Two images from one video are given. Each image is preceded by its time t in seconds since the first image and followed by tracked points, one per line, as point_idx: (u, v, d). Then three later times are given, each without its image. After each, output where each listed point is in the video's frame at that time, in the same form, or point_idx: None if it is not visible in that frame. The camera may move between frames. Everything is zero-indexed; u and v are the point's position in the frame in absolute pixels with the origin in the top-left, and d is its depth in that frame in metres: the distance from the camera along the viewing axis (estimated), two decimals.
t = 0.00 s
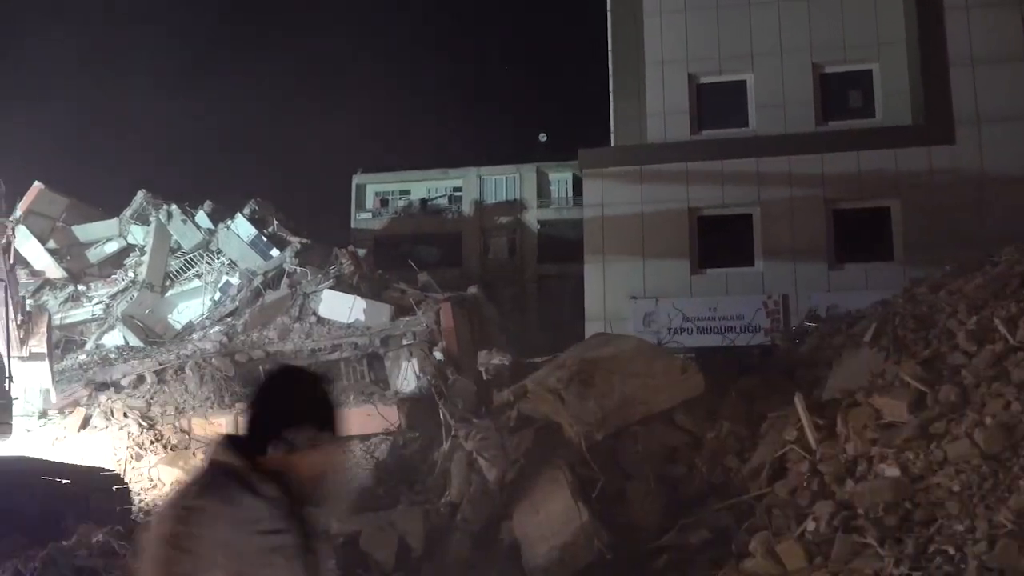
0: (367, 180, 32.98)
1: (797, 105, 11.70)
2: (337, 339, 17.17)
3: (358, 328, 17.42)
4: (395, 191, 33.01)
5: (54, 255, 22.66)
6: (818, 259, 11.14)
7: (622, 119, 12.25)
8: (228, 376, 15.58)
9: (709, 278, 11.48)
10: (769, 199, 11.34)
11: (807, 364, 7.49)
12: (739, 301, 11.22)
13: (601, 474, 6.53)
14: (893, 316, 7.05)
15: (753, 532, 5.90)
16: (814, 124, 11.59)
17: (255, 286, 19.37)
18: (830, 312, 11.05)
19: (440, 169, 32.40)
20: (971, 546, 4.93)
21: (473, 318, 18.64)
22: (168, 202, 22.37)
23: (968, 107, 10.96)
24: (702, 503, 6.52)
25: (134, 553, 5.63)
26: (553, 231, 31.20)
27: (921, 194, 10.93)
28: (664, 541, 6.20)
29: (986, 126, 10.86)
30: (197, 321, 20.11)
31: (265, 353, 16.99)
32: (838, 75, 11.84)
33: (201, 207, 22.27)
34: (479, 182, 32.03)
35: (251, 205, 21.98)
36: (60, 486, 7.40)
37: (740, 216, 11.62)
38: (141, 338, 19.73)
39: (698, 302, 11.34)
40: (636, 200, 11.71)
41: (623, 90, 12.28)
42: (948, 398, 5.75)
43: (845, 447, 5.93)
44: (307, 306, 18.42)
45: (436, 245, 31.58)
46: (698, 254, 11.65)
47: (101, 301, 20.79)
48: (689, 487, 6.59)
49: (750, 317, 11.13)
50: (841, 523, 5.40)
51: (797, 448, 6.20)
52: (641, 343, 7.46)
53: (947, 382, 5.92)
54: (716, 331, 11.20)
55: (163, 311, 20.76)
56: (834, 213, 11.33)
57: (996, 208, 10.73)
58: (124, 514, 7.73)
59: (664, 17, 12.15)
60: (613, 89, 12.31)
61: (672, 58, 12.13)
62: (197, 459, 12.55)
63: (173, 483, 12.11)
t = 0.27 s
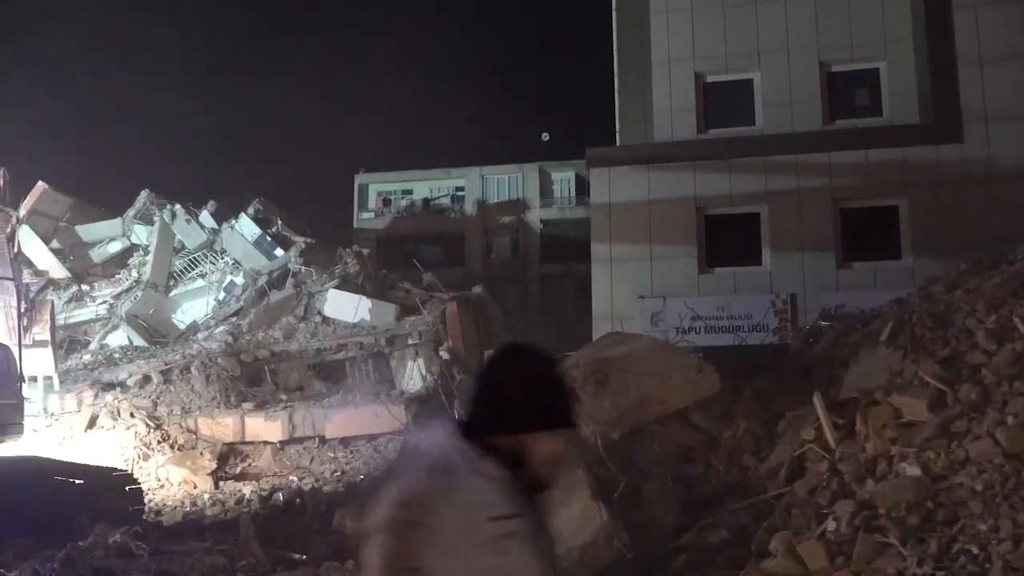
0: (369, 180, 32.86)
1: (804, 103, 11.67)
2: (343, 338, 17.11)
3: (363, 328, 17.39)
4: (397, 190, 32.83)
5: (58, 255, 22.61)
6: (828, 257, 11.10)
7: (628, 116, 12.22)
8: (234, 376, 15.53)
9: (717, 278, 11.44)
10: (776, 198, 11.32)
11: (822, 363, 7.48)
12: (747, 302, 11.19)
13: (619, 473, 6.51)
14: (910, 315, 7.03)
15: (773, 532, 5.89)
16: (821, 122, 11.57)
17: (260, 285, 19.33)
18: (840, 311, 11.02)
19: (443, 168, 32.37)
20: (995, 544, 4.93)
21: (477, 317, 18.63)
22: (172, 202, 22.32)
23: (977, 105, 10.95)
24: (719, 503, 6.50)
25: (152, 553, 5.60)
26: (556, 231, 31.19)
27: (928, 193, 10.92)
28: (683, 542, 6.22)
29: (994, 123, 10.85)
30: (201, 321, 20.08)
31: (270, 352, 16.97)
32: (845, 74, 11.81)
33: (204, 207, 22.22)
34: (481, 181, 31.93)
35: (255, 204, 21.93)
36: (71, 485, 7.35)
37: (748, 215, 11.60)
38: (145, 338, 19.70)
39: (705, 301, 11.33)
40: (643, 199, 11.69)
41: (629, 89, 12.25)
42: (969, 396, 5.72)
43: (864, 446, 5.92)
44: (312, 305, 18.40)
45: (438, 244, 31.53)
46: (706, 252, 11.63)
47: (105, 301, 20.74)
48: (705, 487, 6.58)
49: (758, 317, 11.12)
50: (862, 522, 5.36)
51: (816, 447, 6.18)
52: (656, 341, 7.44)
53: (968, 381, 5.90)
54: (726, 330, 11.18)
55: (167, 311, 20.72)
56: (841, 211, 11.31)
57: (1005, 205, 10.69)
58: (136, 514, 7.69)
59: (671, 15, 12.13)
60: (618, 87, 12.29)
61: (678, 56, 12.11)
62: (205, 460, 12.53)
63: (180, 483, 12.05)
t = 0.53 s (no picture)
0: (375, 179, 32.97)
1: (814, 102, 11.65)
2: (353, 338, 17.06)
3: (372, 328, 17.37)
4: (403, 190, 33.03)
5: (65, 255, 22.59)
6: (840, 256, 11.07)
7: (638, 116, 12.27)
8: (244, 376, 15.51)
9: (728, 278, 11.41)
10: (787, 196, 11.27)
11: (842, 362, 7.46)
12: (758, 302, 11.16)
13: (641, 474, 6.48)
14: (932, 314, 7.01)
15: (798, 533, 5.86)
16: (832, 121, 11.53)
17: (269, 285, 19.31)
18: (853, 311, 11.00)
19: (449, 167, 32.36)
20: None
21: (486, 315, 18.60)
22: (179, 202, 22.28)
23: (989, 104, 10.90)
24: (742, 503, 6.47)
25: (176, 554, 5.56)
26: (562, 230, 31.16)
27: (939, 192, 10.90)
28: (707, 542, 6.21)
29: (1007, 122, 10.81)
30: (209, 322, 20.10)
31: (280, 352, 16.95)
32: (856, 72, 11.76)
33: (211, 206, 22.18)
34: (487, 180, 31.98)
35: (263, 203, 21.87)
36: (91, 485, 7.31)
37: (759, 214, 11.57)
38: (153, 338, 19.68)
39: (716, 300, 11.29)
40: (654, 198, 11.68)
41: (641, 87, 12.30)
42: (996, 395, 5.66)
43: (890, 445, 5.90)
44: (321, 305, 18.38)
45: (445, 245, 31.34)
46: (717, 251, 11.60)
47: (113, 301, 20.68)
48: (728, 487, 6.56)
49: (769, 317, 11.08)
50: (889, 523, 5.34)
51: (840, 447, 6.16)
52: (675, 340, 7.41)
53: (993, 379, 5.84)
54: (738, 330, 11.16)
55: (174, 311, 20.70)
56: (853, 211, 11.27)
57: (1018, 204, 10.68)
58: (153, 514, 7.67)
59: (681, 14, 12.08)
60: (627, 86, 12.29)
61: (688, 55, 12.07)
62: (217, 460, 12.51)
63: (193, 484, 12.02)
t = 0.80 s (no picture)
0: (381, 179, 32.90)
1: (826, 101, 11.60)
2: (362, 339, 17.04)
3: (382, 328, 17.33)
4: (410, 191, 32.87)
5: (73, 256, 22.62)
6: (852, 256, 11.04)
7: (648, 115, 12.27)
8: (255, 376, 15.52)
9: (740, 277, 11.38)
10: (800, 196, 11.25)
11: (863, 362, 7.42)
12: (771, 301, 11.14)
13: (663, 474, 6.44)
14: (955, 314, 6.97)
15: (823, 533, 5.82)
16: (844, 120, 11.50)
17: (278, 285, 19.31)
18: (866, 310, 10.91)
19: (455, 167, 32.36)
20: None
21: (496, 316, 18.58)
22: (187, 203, 22.26)
23: (1003, 102, 10.86)
24: (765, 504, 6.43)
25: (198, 555, 5.53)
26: (569, 231, 31.13)
27: (952, 191, 10.85)
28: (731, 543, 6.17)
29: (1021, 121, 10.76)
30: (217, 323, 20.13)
31: (290, 353, 16.92)
32: (868, 72, 11.72)
33: (219, 207, 22.15)
34: (494, 181, 31.94)
35: (272, 204, 21.80)
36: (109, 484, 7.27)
37: (772, 213, 11.54)
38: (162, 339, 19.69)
39: (729, 300, 11.27)
40: (666, 197, 11.65)
41: (651, 87, 12.26)
42: None
43: (917, 445, 5.85)
44: (330, 305, 18.37)
45: (450, 244, 31.47)
46: (730, 251, 11.57)
47: (121, 302, 20.66)
48: (752, 487, 6.52)
49: (783, 317, 11.06)
50: (918, 523, 5.30)
51: (866, 446, 6.11)
52: (695, 339, 7.36)
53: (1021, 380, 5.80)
54: (750, 329, 11.13)
55: (183, 312, 20.76)
56: (866, 210, 11.26)
57: None
58: (171, 515, 7.65)
59: (693, 13, 12.08)
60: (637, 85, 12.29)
61: (699, 53, 12.04)
62: (229, 461, 12.49)
63: (205, 484, 12.03)
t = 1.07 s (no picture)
0: (386, 179, 33.02)
1: (836, 101, 11.58)
2: (369, 338, 17.02)
3: (389, 328, 17.31)
4: (414, 190, 32.97)
5: (79, 256, 22.62)
6: (863, 256, 11.03)
7: (656, 113, 12.22)
8: (263, 376, 15.52)
9: (750, 276, 11.37)
10: (810, 195, 11.23)
11: (880, 361, 7.39)
12: (780, 300, 11.12)
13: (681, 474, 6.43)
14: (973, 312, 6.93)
15: (843, 533, 5.83)
16: (853, 120, 11.48)
17: (285, 285, 19.28)
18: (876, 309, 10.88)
19: (460, 167, 32.36)
20: None
21: (503, 315, 18.55)
22: (193, 202, 22.24)
23: (1014, 101, 10.84)
24: (784, 504, 6.42)
25: (219, 555, 5.53)
26: (574, 230, 31.11)
27: (963, 191, 10.84)
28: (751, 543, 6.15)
29: None
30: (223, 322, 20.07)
31: (297, 352, 16.87)
32: (878, 71, 11.67)
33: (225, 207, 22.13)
34: (499, 180, 32.02)
35: (278, 203, 21.75)
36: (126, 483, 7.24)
37: (782, 213, 11.52)
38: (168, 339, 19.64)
39: (738, 300, 11.26)
40: (675, 196, 11.64)
41: (658, 88, 12.23)
42: None
43: (938, 444, 5.81)
44: (338, 305, 18.35)
45: (456, 245, 31.21)
46: (740, 251, 11.56)
47: (127, 302, 20.55)
48: (770, 487, 6.50)
49: (793, 316, 11.04)
50: (942, 523, 5.29)
51: (886, 446, 6.09)
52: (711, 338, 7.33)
53: None
54: (761, 329, 11.12)
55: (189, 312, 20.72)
56: (876, 209, 11.24)
57: None
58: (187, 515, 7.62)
59: (702, 12, 12.03)
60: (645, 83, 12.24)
61: (709, 53, 12.01)
62: (239, 461, 12.48)
63: (214, 484, 12.00)
